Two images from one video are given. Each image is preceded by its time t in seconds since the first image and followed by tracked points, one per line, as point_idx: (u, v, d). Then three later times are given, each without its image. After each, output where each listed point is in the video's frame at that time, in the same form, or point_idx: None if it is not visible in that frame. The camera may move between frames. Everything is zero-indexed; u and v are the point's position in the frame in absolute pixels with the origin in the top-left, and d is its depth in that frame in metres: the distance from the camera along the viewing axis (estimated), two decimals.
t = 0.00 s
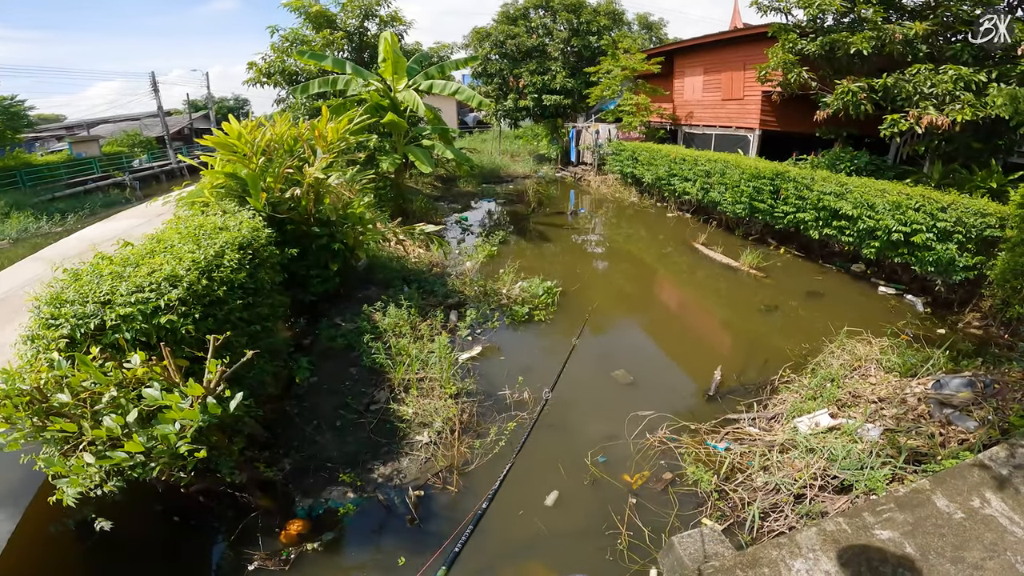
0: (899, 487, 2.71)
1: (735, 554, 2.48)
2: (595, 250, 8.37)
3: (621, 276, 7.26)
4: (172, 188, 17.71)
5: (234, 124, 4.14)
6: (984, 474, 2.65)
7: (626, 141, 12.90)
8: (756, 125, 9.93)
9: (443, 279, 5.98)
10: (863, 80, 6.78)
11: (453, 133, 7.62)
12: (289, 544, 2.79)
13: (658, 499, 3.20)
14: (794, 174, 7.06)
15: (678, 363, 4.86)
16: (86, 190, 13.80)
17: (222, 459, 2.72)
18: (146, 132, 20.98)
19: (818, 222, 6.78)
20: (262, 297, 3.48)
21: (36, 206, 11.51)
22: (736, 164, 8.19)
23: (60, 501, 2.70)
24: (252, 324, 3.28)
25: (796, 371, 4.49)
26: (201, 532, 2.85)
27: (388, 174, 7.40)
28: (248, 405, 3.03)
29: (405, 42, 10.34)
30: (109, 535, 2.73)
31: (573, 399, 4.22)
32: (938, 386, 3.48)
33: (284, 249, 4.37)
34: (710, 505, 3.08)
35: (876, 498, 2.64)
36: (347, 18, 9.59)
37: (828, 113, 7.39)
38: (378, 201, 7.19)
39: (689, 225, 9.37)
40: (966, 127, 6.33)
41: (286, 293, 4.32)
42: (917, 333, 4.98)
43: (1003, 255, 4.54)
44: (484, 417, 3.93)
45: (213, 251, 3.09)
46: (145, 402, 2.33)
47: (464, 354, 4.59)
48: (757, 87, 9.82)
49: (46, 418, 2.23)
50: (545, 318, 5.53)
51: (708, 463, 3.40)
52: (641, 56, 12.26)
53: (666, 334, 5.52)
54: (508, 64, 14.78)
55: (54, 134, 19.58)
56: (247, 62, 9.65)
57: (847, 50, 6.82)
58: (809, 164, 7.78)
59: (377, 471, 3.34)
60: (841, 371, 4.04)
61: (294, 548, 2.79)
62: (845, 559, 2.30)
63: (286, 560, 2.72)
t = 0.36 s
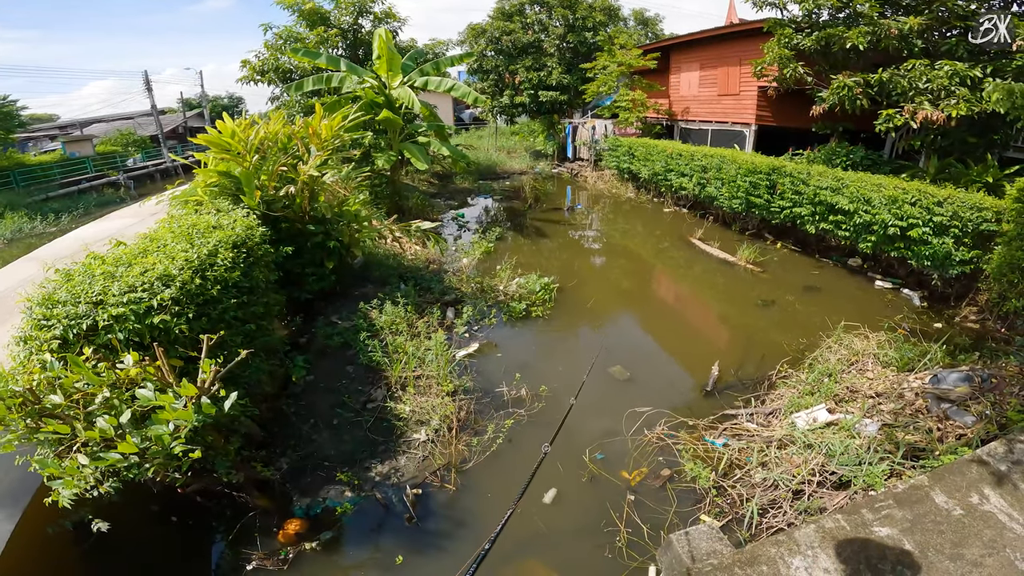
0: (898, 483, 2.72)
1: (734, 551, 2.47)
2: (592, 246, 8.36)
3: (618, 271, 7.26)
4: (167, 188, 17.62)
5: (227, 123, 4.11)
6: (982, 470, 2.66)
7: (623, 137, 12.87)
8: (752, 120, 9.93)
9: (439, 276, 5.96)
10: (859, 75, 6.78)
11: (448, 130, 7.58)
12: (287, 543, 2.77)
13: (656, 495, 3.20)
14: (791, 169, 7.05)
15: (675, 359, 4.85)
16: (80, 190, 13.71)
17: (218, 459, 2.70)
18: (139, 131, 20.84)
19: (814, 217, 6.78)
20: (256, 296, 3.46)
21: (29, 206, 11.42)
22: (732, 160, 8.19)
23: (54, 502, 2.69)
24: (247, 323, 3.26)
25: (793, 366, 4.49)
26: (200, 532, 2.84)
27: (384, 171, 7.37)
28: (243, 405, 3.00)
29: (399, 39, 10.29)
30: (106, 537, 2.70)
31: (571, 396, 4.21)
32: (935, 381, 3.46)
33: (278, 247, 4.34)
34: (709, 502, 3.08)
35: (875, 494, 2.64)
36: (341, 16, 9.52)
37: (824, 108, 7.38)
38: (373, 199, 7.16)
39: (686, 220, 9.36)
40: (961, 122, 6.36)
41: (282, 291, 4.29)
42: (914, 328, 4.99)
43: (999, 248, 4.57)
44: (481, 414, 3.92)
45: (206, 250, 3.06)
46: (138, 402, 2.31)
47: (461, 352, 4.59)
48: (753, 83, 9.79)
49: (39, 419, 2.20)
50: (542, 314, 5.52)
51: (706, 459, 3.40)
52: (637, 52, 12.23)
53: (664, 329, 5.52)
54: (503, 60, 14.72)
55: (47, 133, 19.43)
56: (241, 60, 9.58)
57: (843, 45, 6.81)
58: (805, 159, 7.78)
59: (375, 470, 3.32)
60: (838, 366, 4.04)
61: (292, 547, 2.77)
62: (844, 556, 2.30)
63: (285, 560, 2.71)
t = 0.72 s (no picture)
0: (898, 484, 2.71)
1: (733, 552, 2.46)
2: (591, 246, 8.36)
3: (617, 271, 7.26)
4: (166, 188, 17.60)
5: (225, 123, 4.11)
6: (982, 470, 2.66)
7: (621, 136, 12.87)
8: (751, 120, 9.93)
9: (438, 276, 5.95)
10: (857, 74, 6.78)
11: (447, 130, 7.57)
12: (286, 544, 2.76)
13: (656, 496, 3.19)
14: (789, 169, 7.05)
15: (675, 359, 4.84)
16: (79, 191, 13.70)
17: (216, 461, 2.69)
18: (138, 131, 20.80)
19: (813, 216, 6.78)
20: (254, 297, 3.45)
21: (27, 207, 11.39)
22: (731, 160, 8.19)
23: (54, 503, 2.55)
24: (245, 324, 3.24)
25: (792, 366, 4.48)
26: (199, 534, 2.83)
27: (382, 171, 7.36)
28: (241, 406, 2.99)
29: (398, 39, 10.28)
30: (105, 538, 2.68)
31: (569, 397, 4.20)
32: (934, 381, 3.48)
33: (276, 247, 4.32)
34: (708, 502, 3.07)
35: (874, 495, 2.63)
36: (339, 16, 9.52)
37: (822, 108, 7.38)
38: (372, 199, 7.15)
39: (685, 220, 9.36)
40: (960, 121, 6.35)
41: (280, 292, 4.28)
42: (913, 328, 4.98)
43: (999, 248, 4.56)
44: (480, 415, 3.91)
45: (203, 251, 3.05)
46: (135, 404, 2.29)
47: (460, 352, 4.58)
48: (752, 82, 9.79)
49: (36, 421, 2.18)
50: (541, 314, 5.52)
51: (705, 459, 3.41)
52: (635, 52, 12.23)
53: (663, 329, 5.52)
54: (502, 60, 14.71)
55: (45, 133, 19.41)
56: (239, 60, 9.57)
57: (841, 45, 6.81)
58: (803, 159, 7.78)
59: (374, 471, 3.31)
60: (837, 366, 4.03)
61: (291, 548, 2.76)
62: (844, 557, 2.29)
63: (283, 560, 2.70)
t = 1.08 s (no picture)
0: (897, 484, 2.71)
1: (733, 554, 2.46)
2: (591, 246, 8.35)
3: (616, 272, 7.25)
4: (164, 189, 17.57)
5: (223, 124, 4.10)
6: (982, 471, 2.66)
7: (620, 137, 12.87)
8: (750, 120, 9.94)
9: (437, 277, 5.94)
10: (855, 75, 6.79)
11: (446, 131, 7.57)
12: (284, 546, 2.75)
13: (655, 497, 3.19)
14: (788, 169, 7.05)
15: (674, 359, 4.84)
16: (77, 192, 13.67)
17: (215, 462, 2.68)
18: (136, 132, 20.77)
19: (812, 217, 6.78)
20: (252, 298, 3.44)
21: (25, 208, 11.36)
22: (730, 160, 8.19)
23: (54, 505, 2.60)
24: (243, 326, 3.24)
25: (792, 366, 4.49)
26: (196, 535, 2.82)
27: (381, 172, 7.35)
28: (240, 407, 2.99)
29: (396, 40, 10.28)
30: (103, 540, 2.67)
31: (569, 398, 4.19)
32: (934, 381, 3.48)
33: (274, 249, 4.31)
34: (708, 503, 3.07)
35: (874, 496, 2.63)
36: (337, 17, 9.51)
37: (820, 108, 7.38)
38: (371, 200, 7.14)
39: (684, 220, 9.36)
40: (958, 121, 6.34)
41: (278, 293, 4.27)
42: (912, 328, 4.99)
43: (998, 248, 4.56)
44: (479, 416, 3.90)
45: (201, 252, 3.04)
46: (133, 406, 2.29)
47: (458, 353, 4.58)
48: (750, 83, 9.80)
49: (33, 423, 2.18)
50: (540, 315, 5.51)
51: (705, 460, 3.40)
52: (634, 52, 12.23)
53: (662, 330, 5.52)
54: (501, 61, 14.71)
55: (43, 135, 19.35)
56: (237, 61, 9.56)
57: (839, 45, 6.81)
58: (802, 159, 7.79)
59: (373, 472, 3.30)
60: (836, 366, 4.03)
61: (289, 550, 2.75)
62: (844, 558, 2.29)
63: (282, 563, 2.69)
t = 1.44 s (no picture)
0: (896, 485, 2.72)
1: (733, 554, 2.46)
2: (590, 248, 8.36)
3: (615, 273, 7.26)
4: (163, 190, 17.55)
5: (223, 125, 4.10)
6: (981, 471, 2.66)
7: (619, 138, 12.88)
8: (748, 121, 9.96)
9: (437, 278, 5.94)
10: (853, 76, 6.80)
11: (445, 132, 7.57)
12: (284, 547, 2.75)
13: (655, 497, 3.19)
14: (787, 170, 7.07)
15: (673, 360, 4.84)
16: (76, 193, 13.67)
17: (215, 463, 2.68)
18: (135, 133, 20.76)
19: (810, 218, 6.79)
20: (252, 299, 3.44)
21: (24, 209, 11.35)
22: (728, 161, 8.20)
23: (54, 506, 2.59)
24: (243, 327, 3.24)
25: (791, 367, 4.49)
26: (196, 537, 2.81)
27: (381, 173, 7.35)
28: (240, 408, 2.99)
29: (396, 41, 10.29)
30: (103, 541, 2.68)
31: (568, 398, 4.20)
32: (933, 381, 3.50)
33: (274, 249, 4.31)
34: (707, 504, 3.07)
35: (873, 496, 2.64)
36: (337, 18, 9.53)
37: (819, 109, 7.40)
38: (370, 201, 7.15)
39: (683, 221, 9.37)
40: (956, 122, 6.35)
41: (278, 294, 4.27)
42: (910, 328, 5.00)
43: (996, 249, 4.58)
44: (479, 417, 3.91)
45: (201, 254, 3.04)
46: (133, 407, 2.29)
47: (458, 354, 4.58)
48: (749, 84, 9.82)
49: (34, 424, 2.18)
50: (539, 316, 5.52)
51: (704, 461, 3.41)
52: (633, 53, 12.24)
53: (661, 331, 5.52)
54: (500, 62, 14.72)
55: (42, 136, 19.32)
56: (236, 62, 9.56)
57: (837, 46, 6.82)
58: (801, 160, 7.80)
59: (373, 473, 3.30)
60: (835, 367, 4.03)
61: (289, 551, 2.75)
62: (843, 558, 2.29)
63: (282, 563, 2.69)
